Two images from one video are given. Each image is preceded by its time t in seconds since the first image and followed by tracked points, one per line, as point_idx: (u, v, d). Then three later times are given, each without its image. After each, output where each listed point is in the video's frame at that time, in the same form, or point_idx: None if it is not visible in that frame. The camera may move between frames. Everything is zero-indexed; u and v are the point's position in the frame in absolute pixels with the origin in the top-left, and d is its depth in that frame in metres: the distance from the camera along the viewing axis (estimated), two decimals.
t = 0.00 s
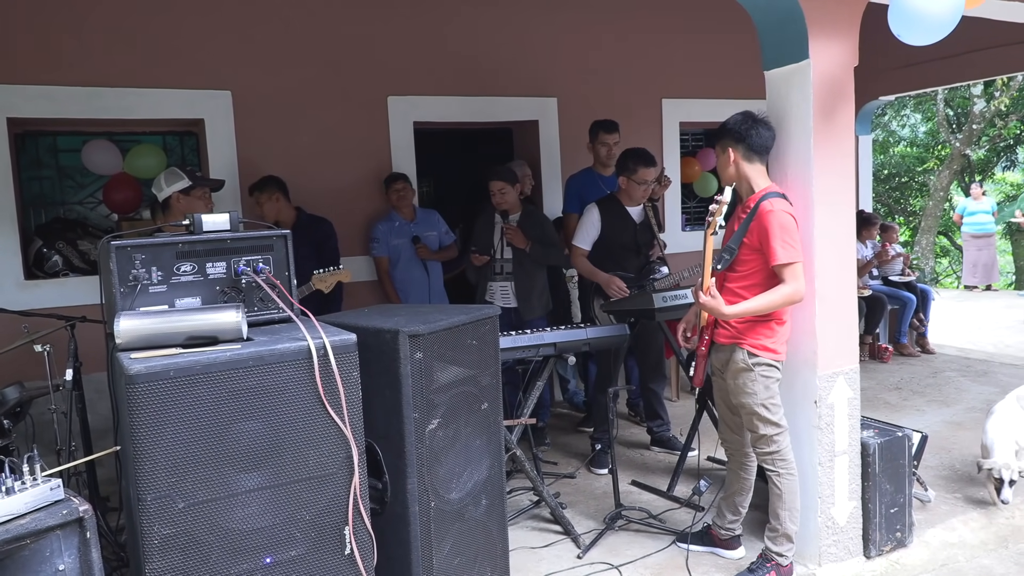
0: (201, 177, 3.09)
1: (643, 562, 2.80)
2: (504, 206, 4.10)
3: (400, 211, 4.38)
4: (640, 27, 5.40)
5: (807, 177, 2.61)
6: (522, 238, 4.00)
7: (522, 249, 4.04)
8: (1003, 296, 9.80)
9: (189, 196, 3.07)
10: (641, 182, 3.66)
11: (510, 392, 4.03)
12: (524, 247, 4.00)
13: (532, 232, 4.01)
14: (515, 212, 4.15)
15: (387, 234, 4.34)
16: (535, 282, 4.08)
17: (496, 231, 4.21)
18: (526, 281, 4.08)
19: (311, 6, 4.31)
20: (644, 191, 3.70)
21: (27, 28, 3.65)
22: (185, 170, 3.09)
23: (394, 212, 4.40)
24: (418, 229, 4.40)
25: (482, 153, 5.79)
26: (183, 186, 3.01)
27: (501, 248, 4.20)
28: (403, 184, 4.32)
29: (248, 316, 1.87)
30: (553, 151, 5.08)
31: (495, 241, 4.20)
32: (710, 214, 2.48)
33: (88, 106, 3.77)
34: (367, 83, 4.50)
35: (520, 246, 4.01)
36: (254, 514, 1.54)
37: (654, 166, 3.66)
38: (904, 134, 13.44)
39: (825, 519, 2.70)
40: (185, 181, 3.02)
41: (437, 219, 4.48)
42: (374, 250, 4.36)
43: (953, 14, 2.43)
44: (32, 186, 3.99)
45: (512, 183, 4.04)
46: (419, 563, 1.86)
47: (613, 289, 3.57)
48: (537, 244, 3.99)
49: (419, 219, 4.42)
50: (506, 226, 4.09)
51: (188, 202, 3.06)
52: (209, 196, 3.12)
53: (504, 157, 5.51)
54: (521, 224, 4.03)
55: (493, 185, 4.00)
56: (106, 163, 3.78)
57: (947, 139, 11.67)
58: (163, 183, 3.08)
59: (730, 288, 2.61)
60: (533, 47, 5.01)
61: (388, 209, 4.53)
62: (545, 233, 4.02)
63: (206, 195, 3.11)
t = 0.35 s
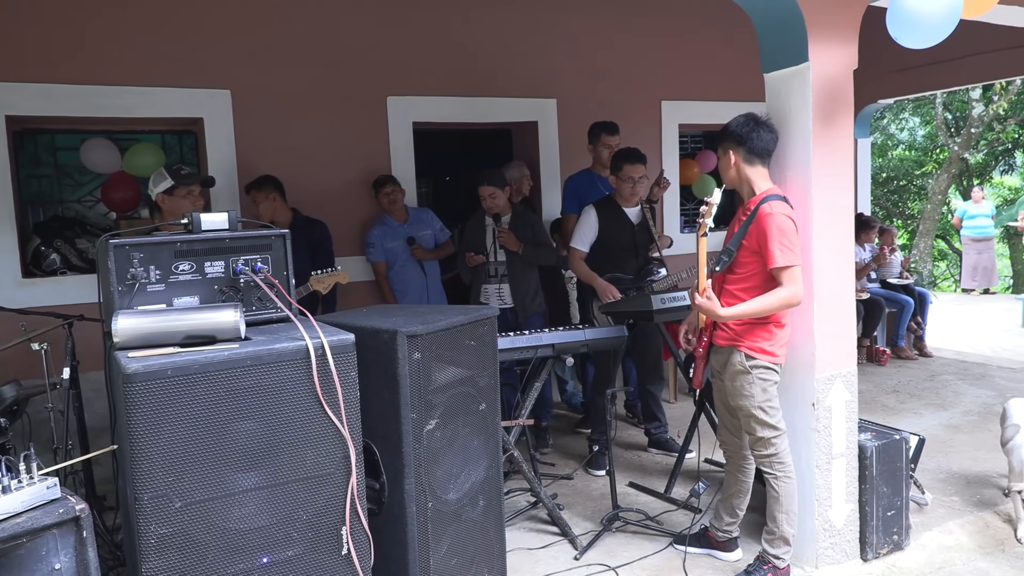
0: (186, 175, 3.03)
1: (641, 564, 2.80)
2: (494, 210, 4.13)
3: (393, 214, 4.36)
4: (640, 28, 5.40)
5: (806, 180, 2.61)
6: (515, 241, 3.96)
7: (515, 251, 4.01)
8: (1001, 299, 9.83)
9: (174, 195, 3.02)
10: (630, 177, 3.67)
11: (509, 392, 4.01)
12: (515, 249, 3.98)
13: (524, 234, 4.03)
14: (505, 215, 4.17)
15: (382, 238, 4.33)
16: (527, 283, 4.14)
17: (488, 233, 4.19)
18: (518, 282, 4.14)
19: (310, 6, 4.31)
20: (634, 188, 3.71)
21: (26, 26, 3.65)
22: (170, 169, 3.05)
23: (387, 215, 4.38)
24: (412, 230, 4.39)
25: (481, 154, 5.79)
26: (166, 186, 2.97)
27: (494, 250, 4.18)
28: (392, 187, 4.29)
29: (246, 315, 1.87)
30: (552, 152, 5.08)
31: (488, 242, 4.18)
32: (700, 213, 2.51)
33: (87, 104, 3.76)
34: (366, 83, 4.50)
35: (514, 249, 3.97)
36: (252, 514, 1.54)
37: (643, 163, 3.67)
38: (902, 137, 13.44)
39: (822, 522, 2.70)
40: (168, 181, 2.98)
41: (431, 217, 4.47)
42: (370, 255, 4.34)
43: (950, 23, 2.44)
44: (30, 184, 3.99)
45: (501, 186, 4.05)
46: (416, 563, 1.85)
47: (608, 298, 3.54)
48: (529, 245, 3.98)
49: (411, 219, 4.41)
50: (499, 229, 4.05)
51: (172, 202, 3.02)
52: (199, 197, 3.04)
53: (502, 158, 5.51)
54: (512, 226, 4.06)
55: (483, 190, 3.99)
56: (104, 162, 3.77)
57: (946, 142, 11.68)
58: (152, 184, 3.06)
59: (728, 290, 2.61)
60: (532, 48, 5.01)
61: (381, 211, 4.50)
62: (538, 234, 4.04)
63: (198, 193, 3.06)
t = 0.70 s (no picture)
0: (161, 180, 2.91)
1: (642, 565, 2.80)
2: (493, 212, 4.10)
3: (387, 219, 4.36)
4: (637, 29, 5.40)
5: (805, 179, 2.61)
6: (514, 242, 3.96)
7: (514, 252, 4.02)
8: (1000, 297, 9.84)
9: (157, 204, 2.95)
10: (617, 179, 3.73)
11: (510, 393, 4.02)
12: (513, 250, 3.98)
13: (522, 236, 4.02)
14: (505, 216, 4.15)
15: (379, 243, 4.33)
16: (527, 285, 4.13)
17: (487, 236, 4.20)
18: (518, 284, 4.13)
19: (308, 9, 4.31)
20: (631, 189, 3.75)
21: (25, 32, 3.65)
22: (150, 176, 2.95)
23: (382, 220, 4.38)
24: (407, 235, 4.39)
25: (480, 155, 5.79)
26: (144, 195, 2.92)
27: (493, 253, 4.19)
28: (385, 192, 4.29)
29: (246, 319, 1.87)
30: (551, 154, 5.09)
31: (487, 246, 4.19)
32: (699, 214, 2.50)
33: (86, 109, 3.76)
34: (364, 86, 4.50)
35: (512, 250, 3.97)
36: (253, 517, 1.54)
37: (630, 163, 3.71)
38: (901, 136, 13.43)
39: (824, 521, 2.70)
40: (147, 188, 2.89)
41: (427, 219, 4.48)
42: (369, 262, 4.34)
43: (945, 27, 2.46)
44: (29, 189, 3.99)
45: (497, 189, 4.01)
46: (417, 566, 1.85)
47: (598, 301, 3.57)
48: (528, 247, 3.98)
49: (407, 222, 4.41)
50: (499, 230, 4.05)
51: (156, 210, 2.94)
52: (179, 205, 2.89)
53: (501, 159, 5.52)
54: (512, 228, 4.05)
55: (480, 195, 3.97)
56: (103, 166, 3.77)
57: (944, 141, 11.69)
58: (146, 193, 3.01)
59: (728, 290, 2.61)
60: (530, 50, 5.01)
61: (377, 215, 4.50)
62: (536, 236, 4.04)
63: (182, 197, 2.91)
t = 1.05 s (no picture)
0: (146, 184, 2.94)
1: (643, 566, 2.80)
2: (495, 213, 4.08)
3: (390, 219, 4.37)
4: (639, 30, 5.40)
5: (808, 180, 2.61)
6: (515, 242, 3.92)
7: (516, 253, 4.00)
8: (1003, 299, 9.82)
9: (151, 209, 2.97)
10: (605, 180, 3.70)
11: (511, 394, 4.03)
12: (515, 251, 3.97)
13: (524, 237, 4.01)
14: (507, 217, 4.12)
15: (380, 243, 4.34)
16: (527, 286, 4.15)
17: (489, 238, 4.20)
18: (520, 285, 4.14)
19: (310, 9, 4.31)
20: (622, 189, 3.71)
21: (27, 31, 3.66)
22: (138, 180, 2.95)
23: (383, 220, 4.39)
24: (408, 235, 4.39)
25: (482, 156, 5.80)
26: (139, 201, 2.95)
27: (495, 254, 4.19)
28: (386, 194, 4.29)
29: (248, 319, 1.87)
30: (552, 154, 5.08)
31: (489, 247, 4.20)
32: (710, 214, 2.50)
33: (88, 108, 3.77)
34: (366, 86, 4.50)
35: (513, 250, 3.95)
36: (254, 517, 1.54)
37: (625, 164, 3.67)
38: (903, 137, 13.41)
39: (825, 523, 2.69)
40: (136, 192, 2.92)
41: (429, 220, 4.48)
42: (368, 261, 4.35)
43: (950, 28, 2.44)
44: (31, 189, 3.99)
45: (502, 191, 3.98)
46: (418, 566, 1.85)
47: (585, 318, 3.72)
48: (529, 248, 3.97)
49: (408, 223, 4.41)
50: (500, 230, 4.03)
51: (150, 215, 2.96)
52: (160, 209, 2.90)
53: (503, 160, 5.52)
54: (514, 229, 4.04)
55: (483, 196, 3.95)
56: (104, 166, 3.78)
57: (946, 143, 11.67)
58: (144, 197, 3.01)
59: (730, 291, 2.61)
60: (532, 50, 5.01)
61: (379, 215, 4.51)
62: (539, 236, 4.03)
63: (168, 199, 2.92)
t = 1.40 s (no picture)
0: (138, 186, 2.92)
1: (645, 566, 2.79)
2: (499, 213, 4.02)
3: (397, 216, 4.38)
4: (640, 29, 5.40)
5: (808, 179, 2.61)
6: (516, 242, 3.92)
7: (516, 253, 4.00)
8: (1004, 297, 9.82)
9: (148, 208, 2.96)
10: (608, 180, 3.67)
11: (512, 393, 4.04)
12: (517, 251, 3.96)
13: (525, 236, 4.03)
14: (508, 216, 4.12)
15: (384, 238, 4.35)
16: (529, 283, 4.17)
17: (489, 239, 4.19)
18: (521, 285, 4.16)
19: (310, 9, 4.32)
20: (624, 188, 3.67)
21: (28, 33, 3.66)
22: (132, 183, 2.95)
23: (391, 216, 4.40)
24: (414, 234, 4.40)
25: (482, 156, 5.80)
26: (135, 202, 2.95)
27: (497, 254, 4.18)
28: (398, 190, 4.29)
29: (249, 319, 1.87)
30: (553, 154, 5.08)
31: (490, 247, 4.19)
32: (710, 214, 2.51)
33: (89, 110, 3.77)
34: (367, 86, 4.50)
35: (514, 250, 3.94)
36: (255, 517, 1.54)
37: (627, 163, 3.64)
38: (903, 136, 13.40)
39: (827, 522, 2.69)
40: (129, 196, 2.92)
41: (436, 224, 4.48)
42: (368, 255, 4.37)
43: (954, 26, 2.43)
44: (32, 190, 3.99)
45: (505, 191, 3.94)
46: (419, 566, 1.85)
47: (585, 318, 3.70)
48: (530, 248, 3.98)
49: (416, 223, 4.43)
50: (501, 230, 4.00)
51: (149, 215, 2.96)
52: (152, 212, 2.89)
53: (503, 159, 5.52)
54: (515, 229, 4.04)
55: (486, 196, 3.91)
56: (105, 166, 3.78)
57: (947, 141, 11.66)
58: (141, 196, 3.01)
59: (731, 290, 2.61)
60: (533, 50, 5.01)
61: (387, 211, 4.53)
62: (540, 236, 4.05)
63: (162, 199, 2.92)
